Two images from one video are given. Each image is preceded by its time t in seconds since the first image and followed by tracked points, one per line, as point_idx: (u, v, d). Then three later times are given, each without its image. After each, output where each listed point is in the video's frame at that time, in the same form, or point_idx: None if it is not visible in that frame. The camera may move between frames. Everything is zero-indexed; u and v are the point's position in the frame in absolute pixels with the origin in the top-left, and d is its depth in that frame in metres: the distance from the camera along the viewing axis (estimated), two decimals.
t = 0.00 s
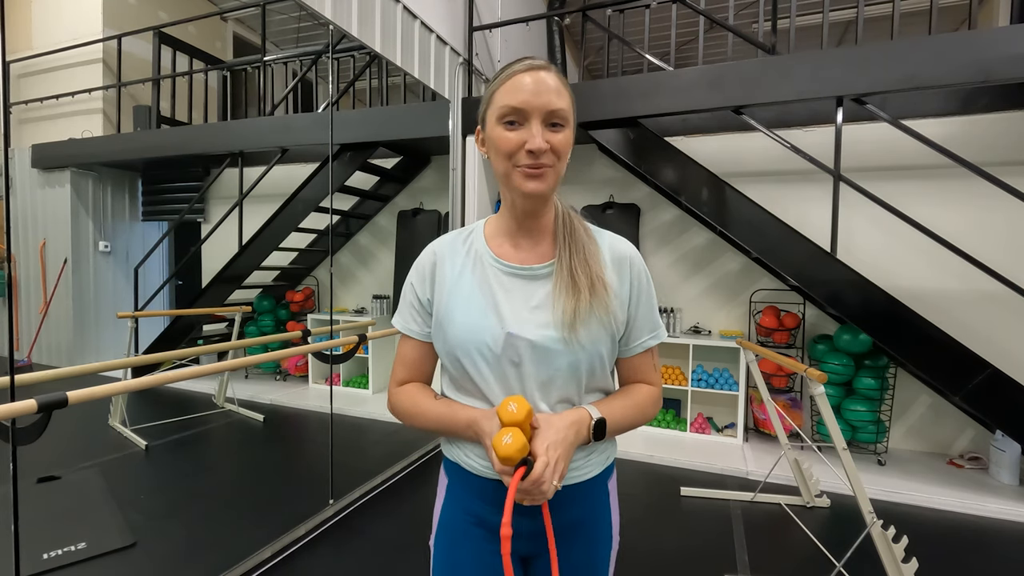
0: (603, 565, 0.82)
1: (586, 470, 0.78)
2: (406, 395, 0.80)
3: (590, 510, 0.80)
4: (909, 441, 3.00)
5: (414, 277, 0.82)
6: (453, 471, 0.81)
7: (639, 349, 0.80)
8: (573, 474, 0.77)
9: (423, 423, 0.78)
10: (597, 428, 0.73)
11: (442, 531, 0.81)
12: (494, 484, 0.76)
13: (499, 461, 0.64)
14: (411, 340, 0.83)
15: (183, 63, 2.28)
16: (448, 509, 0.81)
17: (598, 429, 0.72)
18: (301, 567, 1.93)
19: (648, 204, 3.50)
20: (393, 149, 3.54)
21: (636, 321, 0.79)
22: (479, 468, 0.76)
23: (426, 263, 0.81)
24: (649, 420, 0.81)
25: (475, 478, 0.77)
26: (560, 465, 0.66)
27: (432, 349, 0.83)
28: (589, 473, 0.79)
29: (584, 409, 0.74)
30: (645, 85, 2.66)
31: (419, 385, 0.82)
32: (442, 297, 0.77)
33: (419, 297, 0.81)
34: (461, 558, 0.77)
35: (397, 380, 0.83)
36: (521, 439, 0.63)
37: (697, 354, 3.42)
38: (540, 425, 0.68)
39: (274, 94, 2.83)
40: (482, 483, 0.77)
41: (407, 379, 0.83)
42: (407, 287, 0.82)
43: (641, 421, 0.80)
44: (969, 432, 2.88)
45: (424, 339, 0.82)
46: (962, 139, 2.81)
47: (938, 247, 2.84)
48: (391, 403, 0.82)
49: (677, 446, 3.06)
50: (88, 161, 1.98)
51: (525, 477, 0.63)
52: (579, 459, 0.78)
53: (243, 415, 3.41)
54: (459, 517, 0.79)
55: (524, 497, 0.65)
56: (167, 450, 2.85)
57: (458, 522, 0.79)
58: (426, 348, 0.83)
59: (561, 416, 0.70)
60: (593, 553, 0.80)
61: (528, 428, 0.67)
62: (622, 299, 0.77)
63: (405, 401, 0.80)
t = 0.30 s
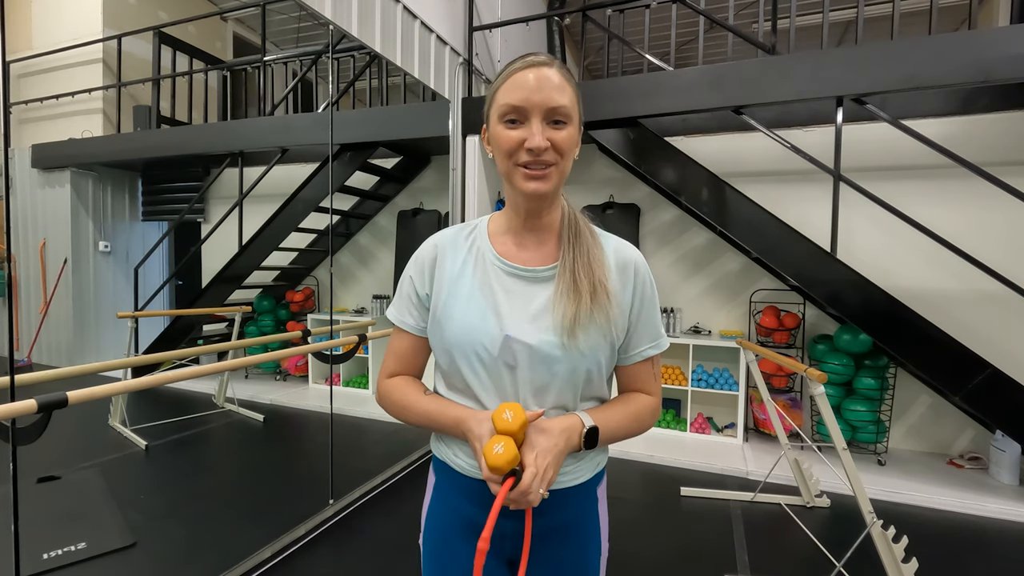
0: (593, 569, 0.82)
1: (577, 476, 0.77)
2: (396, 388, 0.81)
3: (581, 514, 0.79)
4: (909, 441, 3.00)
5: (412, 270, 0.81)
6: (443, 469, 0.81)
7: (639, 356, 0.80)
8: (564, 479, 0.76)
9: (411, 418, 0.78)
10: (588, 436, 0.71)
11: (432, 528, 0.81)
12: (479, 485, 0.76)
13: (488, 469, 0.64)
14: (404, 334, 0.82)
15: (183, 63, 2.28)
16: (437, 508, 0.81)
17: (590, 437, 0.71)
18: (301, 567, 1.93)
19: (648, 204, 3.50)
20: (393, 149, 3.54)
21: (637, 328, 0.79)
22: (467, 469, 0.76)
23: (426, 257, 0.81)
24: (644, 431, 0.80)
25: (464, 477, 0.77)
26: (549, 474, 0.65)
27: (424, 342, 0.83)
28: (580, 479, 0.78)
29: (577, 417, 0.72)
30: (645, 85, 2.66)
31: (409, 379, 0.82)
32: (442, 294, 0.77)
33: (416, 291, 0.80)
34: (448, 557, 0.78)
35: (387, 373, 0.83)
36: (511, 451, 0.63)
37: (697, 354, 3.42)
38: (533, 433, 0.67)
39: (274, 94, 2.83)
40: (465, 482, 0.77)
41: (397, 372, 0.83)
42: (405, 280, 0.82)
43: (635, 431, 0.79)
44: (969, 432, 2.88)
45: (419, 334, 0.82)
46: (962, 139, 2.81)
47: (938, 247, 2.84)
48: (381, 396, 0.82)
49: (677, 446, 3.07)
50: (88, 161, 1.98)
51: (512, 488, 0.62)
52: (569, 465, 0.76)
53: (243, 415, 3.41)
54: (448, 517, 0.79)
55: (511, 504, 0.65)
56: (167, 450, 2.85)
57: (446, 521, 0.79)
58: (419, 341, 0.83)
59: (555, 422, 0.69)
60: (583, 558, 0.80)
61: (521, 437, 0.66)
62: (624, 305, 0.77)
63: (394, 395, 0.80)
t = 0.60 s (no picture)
0: None
1: (568, 486, 0.75)
2: (387, 387, 0.81)
3: (571, 525, 0.77)
4: (909, 441, 3.00)
5: (407, 269, 0.82)
6: (431, 473, 0.80)
7: (634, 361, 0.79)
8: (554, 488, 0.75)
9: (400, 417, 0.78)
10: (575, 441, 0.70)
11: (419, 532, 0.81)
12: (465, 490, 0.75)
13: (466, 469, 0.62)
14: (397, 333, 0.82)
15: (182, 63, 2.28)
16: (425, 512, 0.81)
17: (577, 443, 0.70)
18: (301, 567, 1.93)
19: (648, 204, 3.50)
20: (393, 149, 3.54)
21: (631, 333, 0.78)
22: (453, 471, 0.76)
23: (421, 256, 0.81)
24: (638, 441, 0.78)
25: (451, 482, 0.77)
26: (530, 477, 0.65)
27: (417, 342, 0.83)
28: (571, 489, 0.76)
29: (565, 419, 0.71)
30: (645, 85, 2.66)
31: (400, 378, 0.82)
32: (435, 293, 0.77)
33: (410, 290, 0.81)
34: (434, 561, 0.78)
35: (380, 372, 0.84)
36: (491, 451, 0.61)
37: (697, 354, 3.42)
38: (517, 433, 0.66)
39: (274, 94, 2.83)
40: (450, 486, 0.77)
41: (390, 372, 0.83)
42: (400, 279, 0.82)
43: (629, 441, 0.77)
44: (969, 432, 2.88)
45: (410, 333, 0.82)
46: (963, 138, 2.81)
47: (938, 247, 2.84)
48: (372, 395, 0.83)
49: (677, 446, 3.06)
50: (88, 161, 1.98)
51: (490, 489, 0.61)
52: (559, 474, 0.75)
53: (243, 415, 3.41)
54: (434, 521, 0.78)
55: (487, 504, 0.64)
56: (168, 450, 2.85)
57: (433, 525, 0.79)
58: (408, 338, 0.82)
59: (539, 423, 0.68)
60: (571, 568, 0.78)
61: (502, 437, 0.65)
62: (618, 309, 0.76)
63: (385, 394, 0.80)
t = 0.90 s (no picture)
0: None
1: (556, 498, 0.74)
2: (381, 390, 0.80)
3: (560, 538, 0.76)
4: (908, 441, 3.00)
5: (401, 268, 0.82)
6: (418, 483, 0.79)
7: (627, 366, 0.77)
8: (542, 500, 0.73)
9: (391, 419, 0.77)
10: (567, 451, 0.68)
11: (405, 543, 0.80)
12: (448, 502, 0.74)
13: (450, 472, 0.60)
14: (392, 334, 0.82)
15: (182, 63, 2.28)
16: (410, 523, 0.79)
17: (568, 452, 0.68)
18: (301, 567, 1.93)
19: (648, 204, 3.50)
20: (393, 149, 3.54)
21: (625, 336, 0.77)
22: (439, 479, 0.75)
23: (415, 254, 0.81)
24: (630, 452, 0.76)
25: (437, 492, 0.75)
26: (516, 484, 0.63)
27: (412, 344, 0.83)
28: (560, 501, 0.75)
29: (557, 428, 0.69)
30: (645, 85, 2.66)
31: (394, 381, 0.82)
32: (428, 289, 0.76)
33: (403, 288, 0.80)
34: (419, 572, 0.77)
35: (375, 375, 0.84)
36: (474, 457, 0.59)
37: (697, 354, 3.42)
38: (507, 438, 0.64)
39: (274, 94, 2.83)
40: (435, 497, 0.76)
41: (385, 375, 0.83)
42: (393, 278, 0.82)
43: (620, 451, 0.75)
44: (969, 432, 2.88)
45: (403, 333, 0.81)
46: (962, 139, 2.81)
47: (938, 247, 2.84)
48: (367, 397, 0.82)
49: (677, 446, 3.07)
50: (88, 161, 1.98)
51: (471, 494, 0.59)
52: (548, 486, 0.74)
53: (243, 415, 3.41)
54: (420, 533, 0.77)
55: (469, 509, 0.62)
56: (167, 450, 2.85)
57: (418, 537, 0.77)
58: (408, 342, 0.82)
59: (529, 430, 0.66)
60: None
61: (490, 441, 0.63)
62: (613, 309, 0.75)
63: (379, 395, 0.80)
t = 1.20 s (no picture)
0: None
1: (558, 504, 0.74)
2: (373, 398, 0.79)
3: (561, 544, 0.76)
4: (909, 441, 3.00)
5: (392, 269, 0.81)
6: (416, 493, 0.78)
7: (619, 362, 0.78)
8: (544, 507, 0.73)
9: (384, 427, 0.76)
10: (566, 454, 0.68)
11: (403, 554, 0.79)
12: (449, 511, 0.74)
13: (450, 484, 0.59)
14: (384, 339, 0.82)
15: (182, 63, 2.28)
16: (409, 534, 0.79)
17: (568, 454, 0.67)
18: (301, 567, 1.92)
19: (648, 204, 3.50)
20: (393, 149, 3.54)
21: (618, 332, 0.77)
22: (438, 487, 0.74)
23: (406, 254, 0.81)
24: (629, 449, 0.77)
25: (438, 501, 0.75)
26: (520, 491, 0.62)
27: (404, 349, 0.83)
28: (562, 507, 0.75)
29: (556, 430, 0.69)
30: (645, 85, 2.66)
31: (386, 388, 0.81)
32: (420, 287, 0.76)
33: (394, 288, 0.80)
34: None
35: (366, 383, 0.82)
36: (474, 469, 0.58)
37: (697, 354, 3.42)
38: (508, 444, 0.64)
39: (274, 94, 2.83)
40: (435, 506, 0.75)
41: (376, 383, 0.82)
42: (384, 279, 0.82)
43: (618, 449, 0.75)
44: (969, 432, 2.88)
45: (395, 336, 0.81)
46: (962, 139, 2.81)
47: (938, 247, 2.84)
48: (357, 406, 0.81)
49: (677, 446, 3.07)
50: (88, 161, 1.98)
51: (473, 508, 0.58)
52: (550, 491, 0.74)
53: (243, 415, 3.41)
54: (420, 543, 0.76)
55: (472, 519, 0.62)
56: (167, 450, 2.85)
57: (418, 548, 0.77)
58: (403, 347, 0.82)
59: (529, 435, 0.66)
60: None
61: (490, 452, 0.62)
62: (606, 305, 0.76)
63: (370, 403, 0.78)
